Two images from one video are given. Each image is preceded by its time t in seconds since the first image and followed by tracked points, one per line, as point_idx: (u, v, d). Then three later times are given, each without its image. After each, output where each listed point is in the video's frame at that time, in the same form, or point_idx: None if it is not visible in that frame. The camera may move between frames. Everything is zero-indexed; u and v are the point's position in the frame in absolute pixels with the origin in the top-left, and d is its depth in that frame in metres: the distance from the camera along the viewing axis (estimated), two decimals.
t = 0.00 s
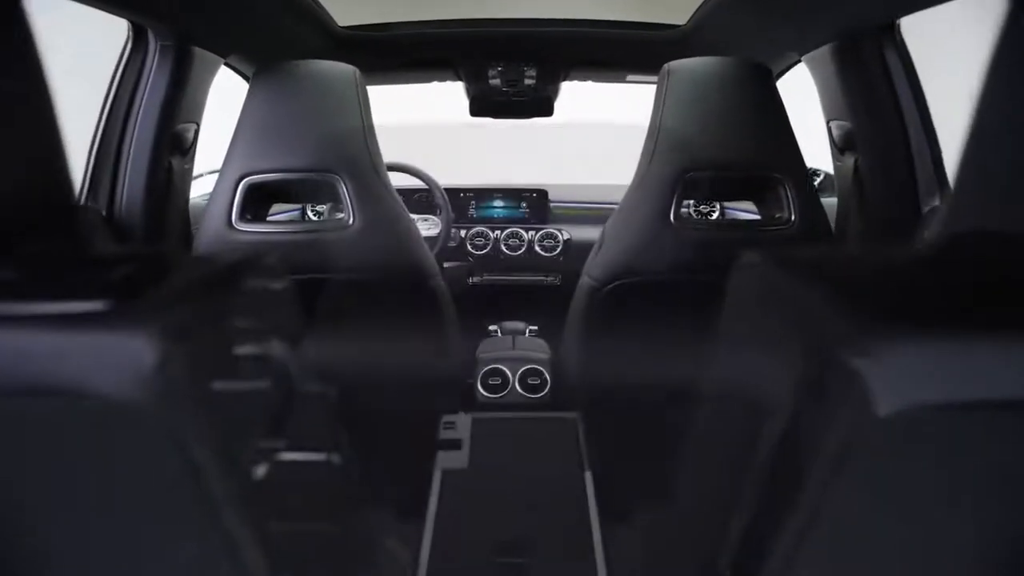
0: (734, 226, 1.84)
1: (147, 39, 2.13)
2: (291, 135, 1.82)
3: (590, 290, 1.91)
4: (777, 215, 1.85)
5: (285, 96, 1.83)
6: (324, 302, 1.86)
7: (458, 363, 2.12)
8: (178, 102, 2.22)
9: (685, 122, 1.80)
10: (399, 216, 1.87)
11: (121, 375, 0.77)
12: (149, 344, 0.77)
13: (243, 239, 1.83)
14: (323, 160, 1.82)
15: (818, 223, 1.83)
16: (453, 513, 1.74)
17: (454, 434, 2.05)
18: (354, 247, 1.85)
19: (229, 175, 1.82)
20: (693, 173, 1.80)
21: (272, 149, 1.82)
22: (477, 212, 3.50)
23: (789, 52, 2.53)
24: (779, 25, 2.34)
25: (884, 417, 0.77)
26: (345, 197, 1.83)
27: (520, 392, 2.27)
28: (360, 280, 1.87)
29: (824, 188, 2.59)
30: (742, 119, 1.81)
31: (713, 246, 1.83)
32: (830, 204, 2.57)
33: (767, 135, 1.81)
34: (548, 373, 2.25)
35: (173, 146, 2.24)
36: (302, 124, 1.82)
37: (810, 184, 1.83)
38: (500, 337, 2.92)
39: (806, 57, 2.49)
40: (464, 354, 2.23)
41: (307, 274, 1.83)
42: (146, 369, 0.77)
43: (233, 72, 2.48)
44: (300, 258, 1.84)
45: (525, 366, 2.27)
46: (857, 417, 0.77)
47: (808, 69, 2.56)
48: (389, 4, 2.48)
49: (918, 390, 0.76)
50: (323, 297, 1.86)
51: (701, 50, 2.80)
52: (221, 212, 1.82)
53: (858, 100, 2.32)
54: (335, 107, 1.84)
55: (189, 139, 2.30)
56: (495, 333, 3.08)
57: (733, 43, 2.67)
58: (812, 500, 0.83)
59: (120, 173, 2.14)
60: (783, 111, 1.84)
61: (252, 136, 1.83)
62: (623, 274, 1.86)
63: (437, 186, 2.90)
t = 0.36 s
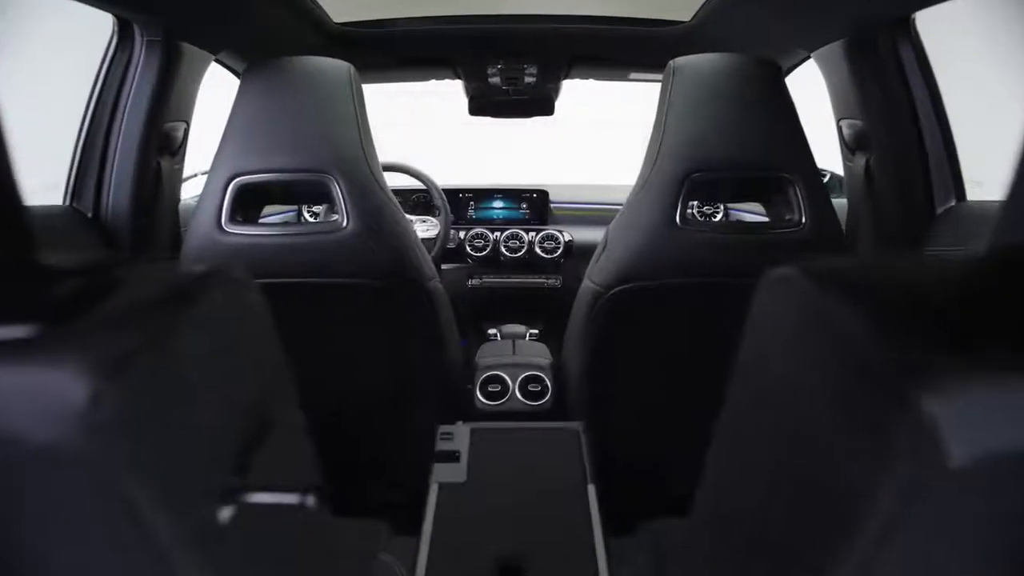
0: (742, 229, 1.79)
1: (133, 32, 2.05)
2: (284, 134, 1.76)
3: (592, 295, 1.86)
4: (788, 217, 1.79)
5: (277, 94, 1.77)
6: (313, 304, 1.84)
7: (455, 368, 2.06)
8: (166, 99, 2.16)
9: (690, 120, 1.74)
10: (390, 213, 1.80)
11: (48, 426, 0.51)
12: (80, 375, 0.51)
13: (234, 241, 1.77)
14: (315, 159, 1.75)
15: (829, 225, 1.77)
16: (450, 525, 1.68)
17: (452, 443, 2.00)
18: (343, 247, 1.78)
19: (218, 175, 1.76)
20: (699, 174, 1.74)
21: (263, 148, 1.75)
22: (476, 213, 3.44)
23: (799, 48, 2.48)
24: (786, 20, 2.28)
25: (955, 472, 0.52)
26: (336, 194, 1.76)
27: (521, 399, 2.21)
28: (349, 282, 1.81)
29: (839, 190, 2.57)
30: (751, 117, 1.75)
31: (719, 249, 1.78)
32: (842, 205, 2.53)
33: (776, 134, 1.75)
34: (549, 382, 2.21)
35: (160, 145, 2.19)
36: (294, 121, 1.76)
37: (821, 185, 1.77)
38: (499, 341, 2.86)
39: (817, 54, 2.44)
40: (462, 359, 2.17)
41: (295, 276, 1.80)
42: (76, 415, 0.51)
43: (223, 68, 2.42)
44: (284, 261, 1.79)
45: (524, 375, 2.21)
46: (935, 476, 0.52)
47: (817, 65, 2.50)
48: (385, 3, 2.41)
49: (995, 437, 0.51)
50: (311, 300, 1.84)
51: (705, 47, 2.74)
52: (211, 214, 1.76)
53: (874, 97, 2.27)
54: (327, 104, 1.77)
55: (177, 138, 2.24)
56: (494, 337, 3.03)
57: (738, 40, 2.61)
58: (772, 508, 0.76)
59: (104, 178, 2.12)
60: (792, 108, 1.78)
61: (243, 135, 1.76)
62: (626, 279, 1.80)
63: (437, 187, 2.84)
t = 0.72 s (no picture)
0: (750, 231, 1.73)
1: (118, 27, 2.01)
2: (277, 133, 1.70)
3: (595, 299, 1.80)
4: (798, 219, 1.74)
5: (269, 92, 1.72)
6: (304, 308, 1.79)
7: (454, 373, 2.00)
8: (155, 95, 2.11)
9: (697, 119, 1.69)
10: (385, 214, 1.74)
11: None
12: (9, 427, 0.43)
13: (223, 243, 1.71)
14: (308, 158, 1.69)
15: (841, 227, 1.72)
16: (445, 539, 1.63)
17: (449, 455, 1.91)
18: (337, 248, 1.72)
19: (207, 175, 1.70)
20: (706, 174, 1.68)
21: (255, 148, 1.69)
22: (475, 214, 3.38)
23: (807, 45, 2.42)
24: (793, 16, 2.22)
25: None
26: (329, 193, 1.70)
27: (521, 406, 2.15)
28: (342, 286, 1.75)
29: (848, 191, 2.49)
30: (760, 115, 1.69)
31: (725, 252, 1.72)
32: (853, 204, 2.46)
33: (786, 133, 1.69)
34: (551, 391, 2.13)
35: (149, 144, 2.13)
36: (286, 120, 1.70)
37: (833, 185, 1.71)
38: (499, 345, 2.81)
39: (827, 50, 2.39)
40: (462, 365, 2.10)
41: (287, 280, 1.74)
42: None
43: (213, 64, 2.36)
44: (275, 265, 1.73)
45: (526, 382, 2.14)
46: None
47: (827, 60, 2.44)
48: None
49: None
50: (301, 303, 1.78)
51: (710, 44, 2.67)
52: (200, 215, 1.70)
53: (888, 92, 2.22)
54: (321, 102, 1.71)
55: (167, 137, 2.19)
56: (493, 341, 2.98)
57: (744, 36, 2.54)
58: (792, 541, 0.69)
59: (90, 177, 2.06)
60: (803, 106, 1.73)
61: (234, 134, 1.70)
62: (630, 283, 1.74)
63: (435, 188, 2.77)
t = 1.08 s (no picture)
0: (757, 233, 1.67)
1: (104, 21, 1.97)
2: (266, 131, 1.64)
3: (597, 304, 1.74)
4: (809, 222, 1.68)
5: (260, 90, 1.66)
6: (295, 313, 1.73)
7: (451, 378, 1.94)
8: (142, 93, 2.05)
9: (703, 118, 1.63)
10: (380, 216, 1.68)
11: None
12: None
13: (213, 247, 1.65)
14: (300, 158, 1.63)
15: (853, 229, 1.66)
16: (442, 552, 1.57)
17: (447, 466, 1.85)
18: (329, 252, 1.66)
19: (196, 176, 1.64)
20: (713, 175, 1.62)
21: (245, 147, 1.63)
22: (475, 214, 3.31)
23: (817, 41, 2.36)
24: (802, 11, 2.16)
25: None
26: (322, 194, 1.64)
27: (521, 414, 2.09)
28: (335, 291, 1.69)
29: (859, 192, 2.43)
30: (769, 113, 1.63)
31: (732, 255, 1.66)
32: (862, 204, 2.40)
33: (796, 131, 1.63)
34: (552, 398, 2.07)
35: (137, 143, 2.07)
36: (278, 119, 1.64)
37: (844, 186, 1.65)
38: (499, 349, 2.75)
39: (838, 46, 2.33)
40: (460, 371, 2.05)
41: (278, 284, 1.68)
42: None
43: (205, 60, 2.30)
44: (266, 269, 1.67)
45: (526, 388, 2.09)
46: None
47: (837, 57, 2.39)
48: None
49: None
50: (293, 308, 1.72)
51: (715, 40, 2.61)
52: (188, 218, 1.65)
53: (898, 90, 2.16)
54: (314, 100, 1.65)
55: (155, 136, 2.14)
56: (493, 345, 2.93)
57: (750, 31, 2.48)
58: None
59: (75, 176, 2.01)
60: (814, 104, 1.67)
61: (224, 133, 1.65)
62: (633, 288, 1.68)
63: (433, 188, 2.72)
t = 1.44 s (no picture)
0: (767, 235, 1.61)
1: (86, 14, 1.91)
2: (255, 130, 1.58)
3: (600, 309, 1.68)
4: (819, 225, 1.63)
5: (250, 87, 1.60)
6: (288, 319, 1.67)
7: (448, 385, 1.88)
8: (128, 91, 1.99)
9: (711, 117, 1.57)
10: (374, 219, 1.62)
11: None
12: None
13: (201, 250, 1.59)
14: (292, 159, 1.57)
15: (866, 232, 1.60)
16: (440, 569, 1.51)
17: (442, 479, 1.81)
18: (322, 255, 1.60)
19: (184, 177, 1.58)
20: (720, 176, 1.56)
21: (234, 147, 1.57)
22: (474, 216, 3.25)
23: (828, 36, 2.29)
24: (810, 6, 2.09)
25: None
26: (314, 196, 1.58)
27: (521, 422, 2.04)
28: (328, 295, 1.63)
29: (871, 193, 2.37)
30: (778, 111, 1.57)
31: (740, 259, 1.60)
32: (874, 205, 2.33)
33: (807, 130, 1.57)
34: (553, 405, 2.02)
35: (122, 143, 2.01)
36: (269, 118, 1.58)
37: (857, 187, 1.59)
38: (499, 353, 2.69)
39: (849, 42, 2.27)
40: (458, 377, 1.99)
41: (269, 289, 1.62)
42: None
43: (194, 55, 2.24)
44: (257, 273, 1.61)
45: (526, 396, 2.03)
46: None
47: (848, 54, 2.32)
48: None
49: None
50: (285, 313, 1.66)
51: (720, 36, 2.54)
52: (175, 220, 1.59)
53: (909, 88, 2.10)
54: (306, 98, 1.59)
55: (143, 136, 2.08)
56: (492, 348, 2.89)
57: (756, 27, 2.41)
58: None
59: (59, 178, 1.94)
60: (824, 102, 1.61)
61: (212, 132, 1.58)
62: (638, 292, 1.63)
63: (432, 189, 2.67)
